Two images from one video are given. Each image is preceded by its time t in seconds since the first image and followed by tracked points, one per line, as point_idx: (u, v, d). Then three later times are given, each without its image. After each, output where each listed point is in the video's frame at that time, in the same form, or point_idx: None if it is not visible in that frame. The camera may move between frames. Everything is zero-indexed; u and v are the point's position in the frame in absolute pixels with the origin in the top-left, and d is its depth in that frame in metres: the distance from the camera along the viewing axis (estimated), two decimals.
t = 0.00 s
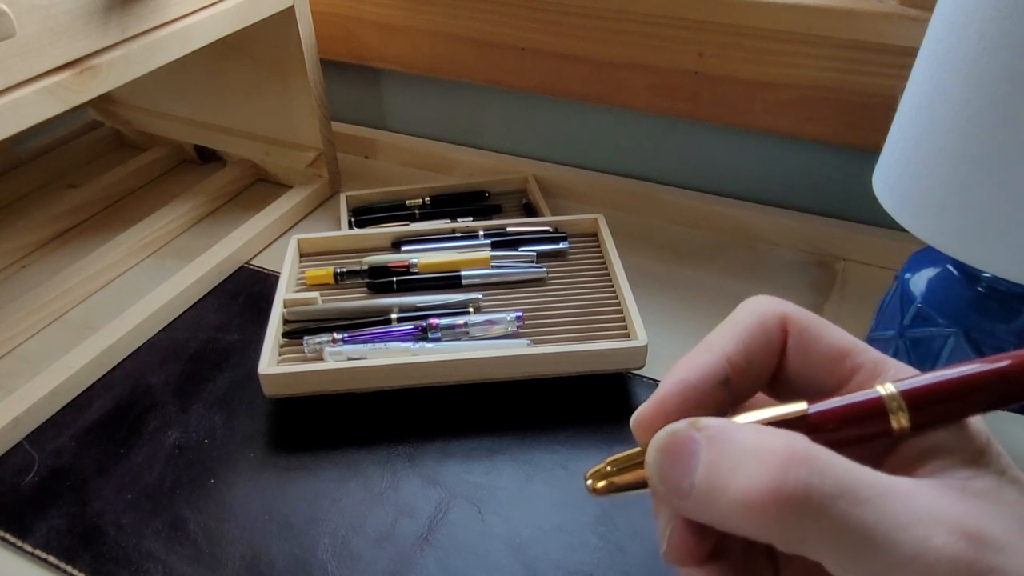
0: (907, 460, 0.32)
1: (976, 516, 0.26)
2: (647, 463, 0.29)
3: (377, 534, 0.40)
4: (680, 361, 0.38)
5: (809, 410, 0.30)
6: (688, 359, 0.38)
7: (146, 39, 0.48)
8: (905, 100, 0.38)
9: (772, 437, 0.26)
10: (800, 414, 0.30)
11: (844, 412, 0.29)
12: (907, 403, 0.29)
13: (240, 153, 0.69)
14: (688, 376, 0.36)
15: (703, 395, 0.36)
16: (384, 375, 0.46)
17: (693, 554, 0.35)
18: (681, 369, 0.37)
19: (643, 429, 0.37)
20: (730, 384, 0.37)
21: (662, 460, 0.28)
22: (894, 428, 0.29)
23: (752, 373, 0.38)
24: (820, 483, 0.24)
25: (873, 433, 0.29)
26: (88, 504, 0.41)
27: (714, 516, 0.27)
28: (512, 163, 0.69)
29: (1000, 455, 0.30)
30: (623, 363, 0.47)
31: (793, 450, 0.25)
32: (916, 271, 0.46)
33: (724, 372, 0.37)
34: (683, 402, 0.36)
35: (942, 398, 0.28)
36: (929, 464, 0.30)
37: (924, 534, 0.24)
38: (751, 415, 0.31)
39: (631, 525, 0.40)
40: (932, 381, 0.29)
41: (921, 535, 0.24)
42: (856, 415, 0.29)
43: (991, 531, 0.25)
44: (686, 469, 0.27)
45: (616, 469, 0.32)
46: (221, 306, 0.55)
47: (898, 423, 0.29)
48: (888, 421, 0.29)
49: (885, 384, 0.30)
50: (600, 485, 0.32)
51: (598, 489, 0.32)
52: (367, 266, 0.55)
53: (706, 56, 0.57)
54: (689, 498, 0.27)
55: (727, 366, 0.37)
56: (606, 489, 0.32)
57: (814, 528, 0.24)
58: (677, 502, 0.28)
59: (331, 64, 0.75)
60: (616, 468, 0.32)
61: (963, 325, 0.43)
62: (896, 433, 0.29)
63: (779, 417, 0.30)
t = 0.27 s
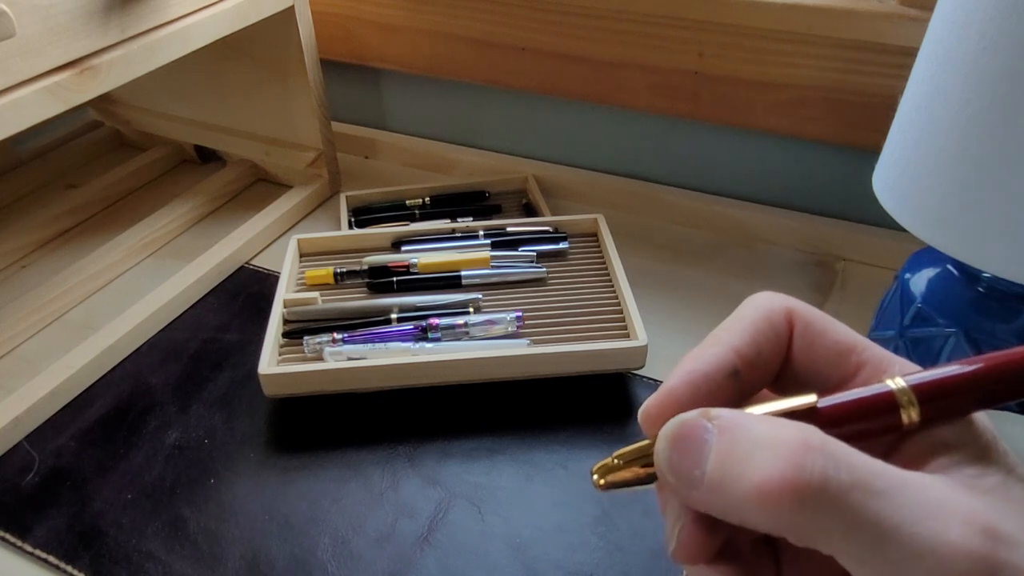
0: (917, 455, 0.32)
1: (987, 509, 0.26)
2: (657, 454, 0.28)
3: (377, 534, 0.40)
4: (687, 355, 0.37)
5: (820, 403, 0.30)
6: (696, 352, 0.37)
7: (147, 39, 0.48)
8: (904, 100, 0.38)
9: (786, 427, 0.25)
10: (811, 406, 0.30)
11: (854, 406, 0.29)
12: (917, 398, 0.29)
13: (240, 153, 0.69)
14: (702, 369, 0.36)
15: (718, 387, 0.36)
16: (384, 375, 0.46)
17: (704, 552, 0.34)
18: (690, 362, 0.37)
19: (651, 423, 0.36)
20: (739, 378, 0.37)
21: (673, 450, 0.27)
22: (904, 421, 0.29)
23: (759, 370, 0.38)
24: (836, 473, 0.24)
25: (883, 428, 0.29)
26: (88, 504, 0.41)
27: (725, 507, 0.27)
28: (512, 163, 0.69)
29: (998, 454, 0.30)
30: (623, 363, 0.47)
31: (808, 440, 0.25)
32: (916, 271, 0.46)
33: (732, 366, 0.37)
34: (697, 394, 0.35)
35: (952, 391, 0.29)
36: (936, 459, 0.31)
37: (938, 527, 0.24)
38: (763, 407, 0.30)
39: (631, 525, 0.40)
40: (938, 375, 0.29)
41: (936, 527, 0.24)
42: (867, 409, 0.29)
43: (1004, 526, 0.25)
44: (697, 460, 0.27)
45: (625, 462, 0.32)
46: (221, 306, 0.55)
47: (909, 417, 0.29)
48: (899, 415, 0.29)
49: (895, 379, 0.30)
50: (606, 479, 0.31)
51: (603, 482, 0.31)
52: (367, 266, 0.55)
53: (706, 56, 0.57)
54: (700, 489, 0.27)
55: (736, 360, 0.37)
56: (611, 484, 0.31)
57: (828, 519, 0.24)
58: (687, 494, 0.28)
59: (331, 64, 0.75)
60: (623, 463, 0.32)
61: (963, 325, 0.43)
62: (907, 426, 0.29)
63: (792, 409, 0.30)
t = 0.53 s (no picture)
0: (920, 463, 0.32)
1: (987, 521, 0.26)
2: (658, 472, 0.29)
3: (377, 534, 0.40)
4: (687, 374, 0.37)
5: (821, 416, 0.30)
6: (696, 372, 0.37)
7: (147, 40, 0.48)
8: (905, 100, 0.38)
9: (783, 441, 0.25)
10: (811, 419, 0.30)
11: (856, 419, 0.29)
12: (920, 406, 0.29)
13: (240, 153, 0.69)
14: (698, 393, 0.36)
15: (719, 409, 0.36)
16: (384, 375, 0.46)
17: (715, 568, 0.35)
18: (691, 382, 0.37)
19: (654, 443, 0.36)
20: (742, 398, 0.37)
21: (673, 469, 0.28)
22: (908, 431, 0.29)
23: (761, 387, 0.38)
24: (833, 486, 0.24)
25: (887, 438, 0.29)
26: (88, 504, 0.41)
27: (727, 523, 0.27)
28: (512, 163, 0.69)
29: (998, 457, 0.30)
30: (623, 363, 0.47)
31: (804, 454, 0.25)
32: (916, 271, 0.45)
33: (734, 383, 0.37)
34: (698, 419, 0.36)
35: (954, 399, 0.29)
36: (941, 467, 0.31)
37: (938, 541, 0.24)
38: (767, 422, 0.31)
39: (631, 526, 0.40)
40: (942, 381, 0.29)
41: (935, 542, 0.24)
42: (870, 419, 0.29)
43: (1003, 536, 0.25)
44: (698, 477, 0.27)
45: (629, 485, 0.32)
46: (221, 306, 0.55)
47: (913, 426, 0.29)
48: (903, 424, 0.29)
49: (898, 387, 0.30)
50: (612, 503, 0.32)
51: (609, 508, 0.32)
52: (367, 266, 0.55)
53: (706, 56, 0.57)
54: (702, 506, 0.27)
55: (737, 377, 0.37)
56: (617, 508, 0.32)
57: (829, 533, 0.24)
58: (691, 512, 0.28)
59: (331, 64, 0.75)
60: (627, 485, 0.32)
61: (963, 325, 0.43)
62: (910, 436, 0.29)
63: (794, 424, 0.30)
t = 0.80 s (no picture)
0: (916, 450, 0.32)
1: (984, 510, 0.26)
2: (659, 454, 0.29)
3: (377, 534, 0.40)
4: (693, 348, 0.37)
5: (819, 401, 0.30)
6: (701, 345, 0.37)
7: (147, 39, 0.48)
8: (905, 100, 0.38)
9: (784, 428, 0.26)
10: (808, 405, 0.30)
11: (853, 403, 0.30)
12: (915, 392, 0.29)
13: (240, 153, 0.69)
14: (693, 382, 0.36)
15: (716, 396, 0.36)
16: (384, 375, 0.46)
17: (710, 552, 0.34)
18: (698, 355, 0.37)
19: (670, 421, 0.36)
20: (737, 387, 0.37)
21: (674, 451, 0.28)
22: (903, 417, 0.29)
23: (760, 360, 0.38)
24: (832, 472, 0.24)
25: (882, 424, 0.29)
26: (88, 504, 0.41)
27: (725, 507, 0.27)
28: (512, 163, 0.69)
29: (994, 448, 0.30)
30: (623, 363, 0.47)
31: (805, 440, 0.25)
32: (916, 271, 0.46)
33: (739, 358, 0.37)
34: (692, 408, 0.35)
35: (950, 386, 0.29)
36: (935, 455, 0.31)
37: (933, 528, 0.24)
38: (762, 407, 0.31)
39: (631, 526, 0.40)
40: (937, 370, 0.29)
41: (930, 528, 0.24)
42: (866, 405, 0.29)
43: (1002, 527, 0.25)
44: (697, 460, 0.27)
45: (629, 464, 0.32)
46: (221, 306, 0.55)
47: (908, 412, 0.29)
48: (898, 410, 0.29)
49: (895, 373, 0.30)
50: (612, 482, 0.32)
51: (609, 487, 0.32)
52: (367, 266, 0.55)
53: (706, 56, 0.57)
54: (700, 490, 0.27)
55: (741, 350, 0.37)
56: (618, 487, 0.32)
57: (824, 519, 0.24)
58: (689, 495, 0.28)
59: (330, 64, 0.75)
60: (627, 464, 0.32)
61: (963, 325, 0.43)
62: (906, 422, 0.29)
63: (790, 408, 0.30)
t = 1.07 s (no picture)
0: (903, 456, 0.32)
1: (967, 515, 0.26)
2: (645, 463, 0.29)
3: (377, 534, 0.40)
4: (679, 356, 0.37)
5: (805, 411, 0.30)
6: (689, 352, 0.37)
7: (147, 39, 0.48)
8: (905, 99, 0.38)
9: (767, 433, 0.26)
10: (796, 413, 0.30)
11: (841, 410, 0.30)
12: (903, 400, 0.29)
13: (240, 153, 0.69)
14: (684, 390, 0.36)
15: (708, 404, 0.35)
16: (384, 375, 0.46)
17: (704, 559, 0.34)
18: (686, 364, 0.36)
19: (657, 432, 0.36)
20: (729, 395, 0.37)
21: (658, 459, 0.28)
22: (891, 425, 0.29)
23: (749, 365, 0.38)
24: (813, 476, 0.24)
25: (871, 431, 0.30)
26: (88, 504, 0.41)
27: (710, 514, 0.27)
28: (512, 163, 0.69)
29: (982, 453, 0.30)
30: (623, 363, 0.47)
31: (787, 444, 0.25)
32: (917, 271, 0.46)
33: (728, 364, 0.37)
34: (686, 415, 0.35)
35: (937, 394, 0.28)
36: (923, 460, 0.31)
37: (914, 531, 0.24)
38: (753, 416, 0.31)
39: (631, 526, 0.40)
40: (925, 377, 0.29)
41: (911, 531, 0.24)
42: (854, 413, 0.30)
43: (979, 528, 0.25)
44: (681, 468, 0.27)
45: (619, 473, 0.32)
46: (221, 306, 0.55)
47: (896, 420, 0.29)
48: (886, 418, 0.29)
49: (883, 381, 0.30)
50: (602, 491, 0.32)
51: (600, 497, 0.32)
52: (367, 266, 0.55)
53: (706, 56, 0.57)
54: (686, 497, 0.27)
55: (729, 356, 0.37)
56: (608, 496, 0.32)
57: (804, 522, 0.24)
58: (676, 503, 0.28)
59: (330, 63, 0.75)
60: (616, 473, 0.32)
61: (963, 325, 0.43)
62: (895, 430, 0.29)
63: (779, 416, 0.31)
